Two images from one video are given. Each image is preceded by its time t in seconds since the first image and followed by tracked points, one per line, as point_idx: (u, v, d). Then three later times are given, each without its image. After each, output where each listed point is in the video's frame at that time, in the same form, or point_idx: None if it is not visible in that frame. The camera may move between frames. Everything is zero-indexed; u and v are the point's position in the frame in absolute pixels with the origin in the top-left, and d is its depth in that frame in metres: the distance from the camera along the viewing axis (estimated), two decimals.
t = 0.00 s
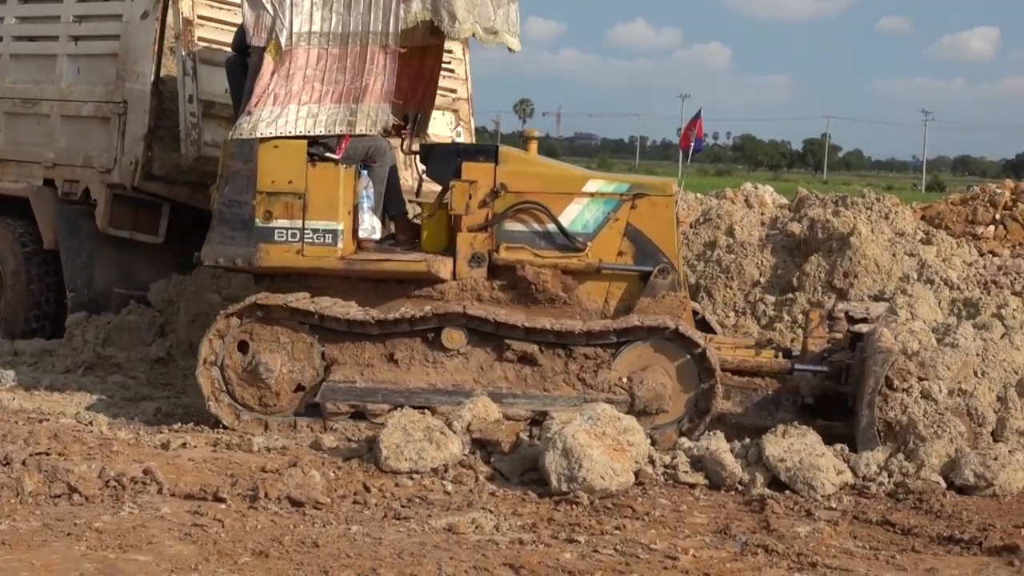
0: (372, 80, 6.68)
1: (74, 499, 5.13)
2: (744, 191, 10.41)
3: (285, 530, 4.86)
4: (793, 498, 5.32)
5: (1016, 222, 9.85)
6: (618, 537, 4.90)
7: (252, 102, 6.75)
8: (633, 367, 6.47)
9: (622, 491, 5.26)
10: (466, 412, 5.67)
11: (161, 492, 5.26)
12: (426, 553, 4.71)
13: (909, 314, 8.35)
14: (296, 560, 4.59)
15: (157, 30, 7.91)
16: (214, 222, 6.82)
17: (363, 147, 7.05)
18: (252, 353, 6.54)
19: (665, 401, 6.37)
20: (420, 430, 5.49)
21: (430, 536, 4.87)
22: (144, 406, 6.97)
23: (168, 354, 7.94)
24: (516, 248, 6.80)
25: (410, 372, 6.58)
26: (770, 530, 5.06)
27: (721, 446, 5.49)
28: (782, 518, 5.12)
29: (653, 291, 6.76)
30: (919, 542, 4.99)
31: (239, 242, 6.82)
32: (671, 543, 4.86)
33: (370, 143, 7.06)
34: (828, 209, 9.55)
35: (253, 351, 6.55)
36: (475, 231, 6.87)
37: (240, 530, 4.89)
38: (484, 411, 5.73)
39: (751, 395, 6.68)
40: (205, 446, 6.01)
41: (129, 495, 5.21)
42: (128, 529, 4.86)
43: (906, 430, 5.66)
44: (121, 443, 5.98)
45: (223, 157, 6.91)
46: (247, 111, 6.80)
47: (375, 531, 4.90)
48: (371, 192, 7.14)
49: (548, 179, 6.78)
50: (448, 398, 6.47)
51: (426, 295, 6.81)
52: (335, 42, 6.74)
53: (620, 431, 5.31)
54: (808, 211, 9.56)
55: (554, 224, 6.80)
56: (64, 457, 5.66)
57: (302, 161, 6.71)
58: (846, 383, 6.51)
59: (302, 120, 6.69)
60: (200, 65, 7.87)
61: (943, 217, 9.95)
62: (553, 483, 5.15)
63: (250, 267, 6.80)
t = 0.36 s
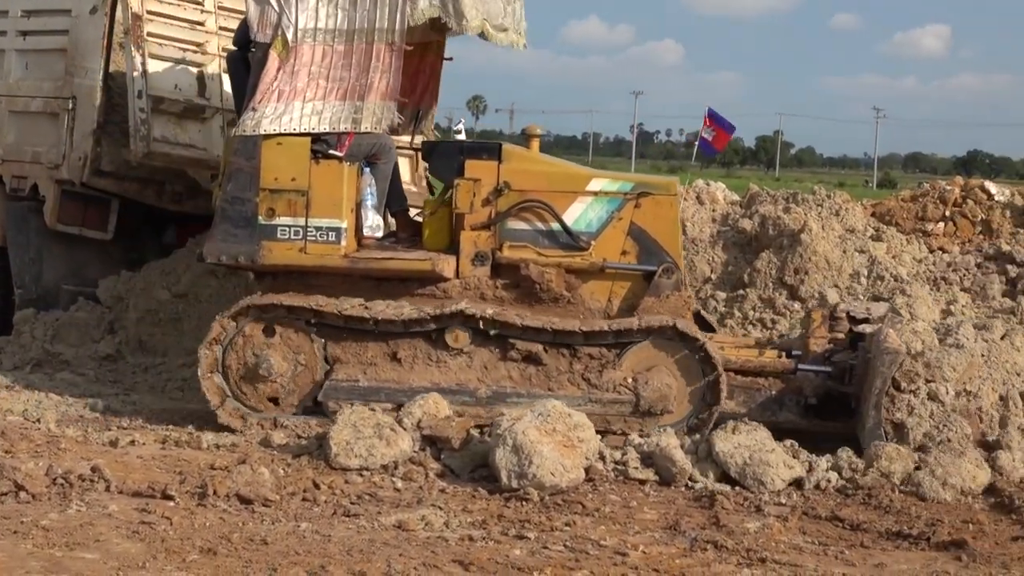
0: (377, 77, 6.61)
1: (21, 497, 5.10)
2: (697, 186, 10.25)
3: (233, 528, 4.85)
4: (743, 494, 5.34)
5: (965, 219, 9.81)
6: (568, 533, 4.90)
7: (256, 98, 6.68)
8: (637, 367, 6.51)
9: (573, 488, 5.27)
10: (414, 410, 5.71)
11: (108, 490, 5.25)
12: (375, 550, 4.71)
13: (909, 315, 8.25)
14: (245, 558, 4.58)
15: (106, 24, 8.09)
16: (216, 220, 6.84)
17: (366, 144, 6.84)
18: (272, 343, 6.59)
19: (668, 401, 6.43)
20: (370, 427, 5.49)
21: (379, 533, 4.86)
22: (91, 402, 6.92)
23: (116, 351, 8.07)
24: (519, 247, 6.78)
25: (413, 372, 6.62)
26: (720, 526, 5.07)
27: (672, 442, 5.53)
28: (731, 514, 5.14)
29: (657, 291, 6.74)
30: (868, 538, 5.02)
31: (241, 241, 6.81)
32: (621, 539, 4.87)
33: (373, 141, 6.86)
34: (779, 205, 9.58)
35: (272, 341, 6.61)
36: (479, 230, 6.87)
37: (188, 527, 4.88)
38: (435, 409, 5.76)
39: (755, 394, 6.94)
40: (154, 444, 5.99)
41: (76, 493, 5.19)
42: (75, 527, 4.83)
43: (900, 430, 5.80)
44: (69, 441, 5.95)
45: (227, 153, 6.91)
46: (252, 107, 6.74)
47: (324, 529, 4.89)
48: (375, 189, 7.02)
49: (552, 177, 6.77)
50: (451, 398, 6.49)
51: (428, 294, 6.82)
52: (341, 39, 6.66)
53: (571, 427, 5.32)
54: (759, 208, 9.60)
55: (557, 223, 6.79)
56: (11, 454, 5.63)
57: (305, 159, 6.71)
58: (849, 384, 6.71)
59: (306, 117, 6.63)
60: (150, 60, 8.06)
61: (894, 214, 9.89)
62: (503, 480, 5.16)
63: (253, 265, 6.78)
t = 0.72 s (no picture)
0: (360, 71, 6.65)
1: None
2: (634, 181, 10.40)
3: (158, 526, 4.83)
4: (670, 489, 5.36)
5: (891, 214, 10.17)
6: (494, 529, 4.91)
7: (236, 88, 6.64)
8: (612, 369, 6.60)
9: (500, 484, 5.28)
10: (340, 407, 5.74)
11: (32, 489, 5.21)
12: (301, 547, 4.70)
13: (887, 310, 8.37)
14: (169, 556, 4.56)
15: (30, 18, 8.70)
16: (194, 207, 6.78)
17: (346, 138, 6.87)
18: (257, 342, 6.59)
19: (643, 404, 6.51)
20: (297, 424, 5.51)
21: (306, 530, 4.86)
22: (18, 399, 6.84)
23: (41, 347, 8.04)
24: (496, 245, 6.82)
25: (386, 367, 6.66)
26: (646, 521, 5.09)
27: (599, 437, 5.54)
28: (657, 509, 5.16)
29: (630, 289, 6.92)
30: (794, 532, 5.05)
31: (217, 229, 6.74)
32: (548, 534, 4.88)
33: (353, 135, 6.87)
34: (708, 201, 9.74)
35: (258, 340, 6.61)
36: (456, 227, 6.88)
37: (113, 525, 4.85)
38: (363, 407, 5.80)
39: (727, 389, 7.04)
40: (79, 441, 5.96)
41: None
42: None
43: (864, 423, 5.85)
44: None
45: (205, 143, 6.86)
46: (231, 97, 6.68)
47: (249, 526, 4.88)
48: (353, 182, 7.03)
49: (531, 177, 6.85)
50: (421, 395, 6.53)
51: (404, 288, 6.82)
52: (323, 33, 6.70)
53: (498, 424, 5.36)
54: (688, 203, 9.74)
55: (535, 222, 6.87)
56: None
57: (285, 150, 6.67)
58: (822, 378, 6.86)
59: (287, 108, 6.61)
60: (76, 54, 8.41)
61: (822, 209, 10.24)
62: (430, 475, 5.17)
63: (228, 255, 6.72)
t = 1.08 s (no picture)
0: (332, 63, 6.67)
1: None
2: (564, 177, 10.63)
3: (75, 521, 4.81)
4: (590, 482, 5.42)
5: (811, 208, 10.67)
6: (414, 523, 4.92)
7: (208, 82, 6.68)
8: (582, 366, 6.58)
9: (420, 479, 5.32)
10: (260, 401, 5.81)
11: None
12: (219, 542, 4.68)
13: (856, 306, 8.54)
14: (86, 551, 4.52)
15: None
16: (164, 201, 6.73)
17: (317, 133, 6.78)
18: (230, 353, 6.58)
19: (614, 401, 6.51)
20: (216, 418, 5.53)
21: (224, 525, 4.85)
22: None
23: None
24: (467, 243, 6.78)
25: (355, 363, 6.62)
26: (566, 515, 5.12)
27: (519, 430, 5.60)
28: (577, 502, 5.19)
29: (600, 285, 6.82)
30: (712, 523, 5.09)
31: (186, 224, 6.69)
32: (469, 527, 4.89)
33: (325, 130, 6.79)
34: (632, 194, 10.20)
35: (234, 352, 6.60)
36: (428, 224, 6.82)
37: (30, 521, 4.80)
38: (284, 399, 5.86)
39: (698, 386, 6.84)
40: None
41: None
42: None
43: (833, 420, 5.87)
44: None
45: (176, 137, 6.81)
46: (203, 92, 6.71)
47: (168, 521, 4.87)
48: (325, 178, 6.98)
49: (501, 174, 6.77)
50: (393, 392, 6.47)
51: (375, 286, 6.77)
52: (295, 27, 6.75)
53: (418, 419, 5.43)
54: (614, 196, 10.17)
55: (507, 219, 6.80)
56: None
57: (256, 144, 6.60)
58: (793, 374, 6.91)
59: (257, 101, 6.60)
60: None
61: (744, 203, 10.70)
62: (350, 469, 5.22)
63: (198, 250, 6.68)
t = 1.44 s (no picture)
0: (307, 57, 6.56)
1: None
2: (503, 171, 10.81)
3: None
4: (513, 474, 5.47)
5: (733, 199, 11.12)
6: (336, 516, 4.93)
7: (181, 76, 6.61)
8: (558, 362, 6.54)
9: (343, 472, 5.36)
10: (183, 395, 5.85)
11: None
12: (140, 536, 4.66)
13: (832, 299, 8.22)
14: (5, 546, 4.48)
15: None
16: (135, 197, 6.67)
17: (290, 128, 6.75)
18: (195, 364, 6.51)
19: (589, 396, 6.46)
20: (136, 412, 5.54)
21: (144, 520, 4.83)
22: None
23: None
24: (441, 238, 6.76)
25: (328, 360, 6.57)
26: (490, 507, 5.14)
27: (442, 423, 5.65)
28: (500, 495, 5.22)
29: (573, 280, 6.85)
30: (635, 515, 5.12)
31: (158, 220, 6.64)
32: (391, 520, 4.90)
33: (298, 125, 6.77)
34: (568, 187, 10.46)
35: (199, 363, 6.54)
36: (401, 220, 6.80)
37: None
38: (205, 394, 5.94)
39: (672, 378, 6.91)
40: None
41: None
42: None
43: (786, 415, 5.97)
44: None
45: (147, 131, 6.74)
46: (176, 85, 6.65)
47: (88, 516, 4.84)
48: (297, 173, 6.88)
49: (475, 169, 6.77)
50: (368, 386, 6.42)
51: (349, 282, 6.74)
52: (269, 20, 6.63)
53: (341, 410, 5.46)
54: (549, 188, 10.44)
55: (480, 216, 6.80)
56: None
57: (229, 139, 6.57)
58: (767, 366, 6.84)
59: (230, 96, 6.54)
60: None
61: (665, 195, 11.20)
62: (272, 463, 5.24)
63: (170, 247, 6.64)
